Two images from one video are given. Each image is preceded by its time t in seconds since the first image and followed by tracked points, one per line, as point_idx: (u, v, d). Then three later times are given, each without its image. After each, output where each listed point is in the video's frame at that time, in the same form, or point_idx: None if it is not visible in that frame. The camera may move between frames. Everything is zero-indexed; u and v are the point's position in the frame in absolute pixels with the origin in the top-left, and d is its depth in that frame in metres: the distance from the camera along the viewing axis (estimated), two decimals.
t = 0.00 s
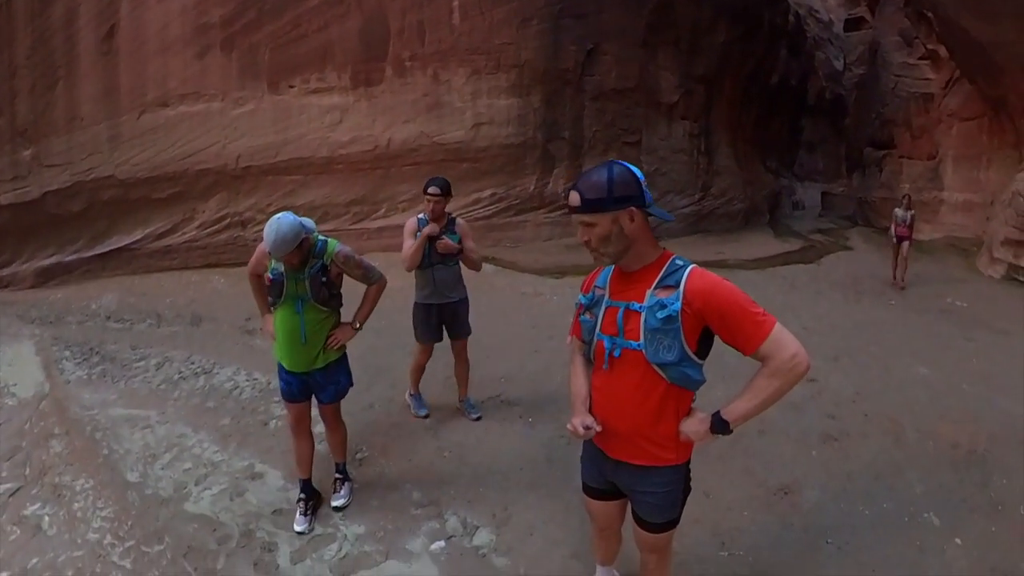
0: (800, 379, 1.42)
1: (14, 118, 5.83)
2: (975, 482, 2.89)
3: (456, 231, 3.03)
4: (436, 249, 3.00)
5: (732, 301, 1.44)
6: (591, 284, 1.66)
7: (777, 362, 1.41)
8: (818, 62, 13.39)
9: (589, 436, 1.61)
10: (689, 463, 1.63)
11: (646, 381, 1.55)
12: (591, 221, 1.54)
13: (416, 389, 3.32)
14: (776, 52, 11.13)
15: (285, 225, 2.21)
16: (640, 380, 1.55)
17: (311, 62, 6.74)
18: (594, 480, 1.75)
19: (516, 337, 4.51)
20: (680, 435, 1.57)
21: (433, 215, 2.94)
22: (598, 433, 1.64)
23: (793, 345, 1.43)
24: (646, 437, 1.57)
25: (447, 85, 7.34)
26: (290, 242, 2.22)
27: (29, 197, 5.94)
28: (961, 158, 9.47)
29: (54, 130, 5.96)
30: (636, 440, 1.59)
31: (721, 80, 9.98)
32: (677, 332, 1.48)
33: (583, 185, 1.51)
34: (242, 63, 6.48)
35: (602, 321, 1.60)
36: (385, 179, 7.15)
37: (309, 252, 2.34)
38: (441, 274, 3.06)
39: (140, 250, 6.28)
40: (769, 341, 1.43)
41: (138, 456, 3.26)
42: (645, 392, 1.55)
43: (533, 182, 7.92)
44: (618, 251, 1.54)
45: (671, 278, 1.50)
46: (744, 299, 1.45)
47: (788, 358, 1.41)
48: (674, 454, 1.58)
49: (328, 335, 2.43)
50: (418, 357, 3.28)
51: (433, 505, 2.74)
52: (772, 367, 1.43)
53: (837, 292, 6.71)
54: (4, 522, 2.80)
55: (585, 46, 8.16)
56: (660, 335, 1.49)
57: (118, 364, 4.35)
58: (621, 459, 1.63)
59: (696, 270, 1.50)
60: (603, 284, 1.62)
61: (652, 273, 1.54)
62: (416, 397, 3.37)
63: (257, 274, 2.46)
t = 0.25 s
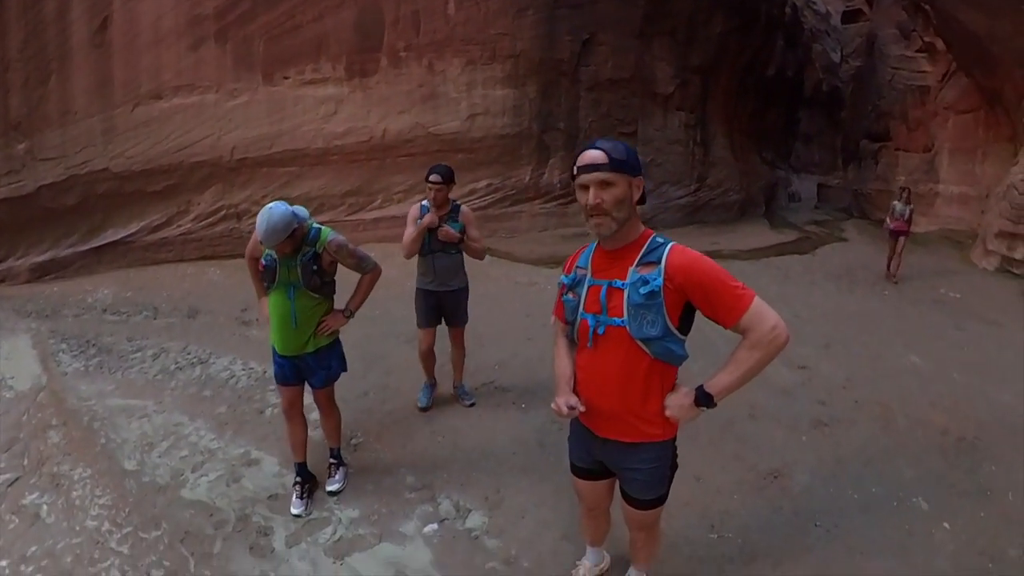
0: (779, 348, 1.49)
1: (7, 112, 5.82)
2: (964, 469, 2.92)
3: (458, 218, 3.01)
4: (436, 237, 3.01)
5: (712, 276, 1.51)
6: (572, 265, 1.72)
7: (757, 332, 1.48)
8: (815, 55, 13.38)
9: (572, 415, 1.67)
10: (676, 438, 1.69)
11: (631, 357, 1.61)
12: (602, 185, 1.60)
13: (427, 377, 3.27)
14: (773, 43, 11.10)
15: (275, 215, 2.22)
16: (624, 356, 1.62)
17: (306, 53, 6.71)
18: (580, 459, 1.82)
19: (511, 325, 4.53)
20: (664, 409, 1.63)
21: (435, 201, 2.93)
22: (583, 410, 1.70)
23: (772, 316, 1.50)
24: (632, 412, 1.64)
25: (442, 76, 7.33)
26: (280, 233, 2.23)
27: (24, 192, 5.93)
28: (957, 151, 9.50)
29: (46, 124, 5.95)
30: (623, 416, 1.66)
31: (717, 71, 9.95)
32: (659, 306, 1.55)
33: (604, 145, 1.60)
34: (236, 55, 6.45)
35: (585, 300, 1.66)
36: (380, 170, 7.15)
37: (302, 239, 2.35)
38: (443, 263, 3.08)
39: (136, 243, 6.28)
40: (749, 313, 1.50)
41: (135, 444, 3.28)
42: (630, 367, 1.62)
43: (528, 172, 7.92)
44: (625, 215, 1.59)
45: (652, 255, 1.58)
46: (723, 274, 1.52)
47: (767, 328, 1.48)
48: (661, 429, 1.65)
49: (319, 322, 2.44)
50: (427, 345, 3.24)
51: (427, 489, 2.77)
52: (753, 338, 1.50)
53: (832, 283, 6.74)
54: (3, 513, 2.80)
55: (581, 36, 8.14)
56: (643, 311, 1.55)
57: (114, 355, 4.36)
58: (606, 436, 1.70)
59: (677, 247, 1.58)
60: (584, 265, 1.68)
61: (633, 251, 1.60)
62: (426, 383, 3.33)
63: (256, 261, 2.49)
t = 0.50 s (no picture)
0: (754, 333, 1.54)
1: None
2: (951, 460, 2.95)
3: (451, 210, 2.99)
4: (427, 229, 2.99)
5: (688, 264, 1.55)
6: (547, 257, 1.74)
7: (732, 318, 1.53)
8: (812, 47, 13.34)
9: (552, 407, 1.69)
10: (654, 425, 1.74)
11: (609, 346, 1.65)
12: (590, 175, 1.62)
13: (434, 387, 3.13)
14: (770, 35, 11.06)
15: (268, 208, 2.23)
16: (603, 345, 1.65)
17: (299, 45, 6.69)
18: (561, 450, 1.85)
19: (503, 316, 4.55)
20: (643, 397, 1.67)
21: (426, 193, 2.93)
22: (562, 401, 1.73)
23: (746, 302, 1.55)
24: (612, 401, 1.67)
25: (437, 67, 7.31)
26: (272, 226, 2.24)
27: (16, 187, 5.89)
28: (952, 144, 9.55)
29: (38, 119, 5.91)
30: (602, 405, 1.69)
31: (714, 63, 9.86)
32: (637, 295, 1.59)
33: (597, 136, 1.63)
34: (229, 47, 6.43)
35: (562, 292, 1.68)
36: (374, 162, 7.16)
37: (292, 233, 2.36)
38: (433, 257, 2.99)
39: (130, 237, 6.28)
40: (725, 299, 1.54)
41: (130, 436, 3.30)
42: (609, 357, 1.65)
43: (523, 164, 7.92)
44: (611, 207, 1.62)
45: (628, 245, 1.61)
46: (698, 262, 1.56)
47: (742, 313, 1.53)
48: (640, 417, 1.69)
49: (310, 312, 2.46)
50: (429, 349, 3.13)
51: (415, 478, 2.80)
52: (728, 323, 1.54)
53: (824, 275, 6.78)
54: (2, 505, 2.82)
55: (576, 27, 8.12)
56: (622, 301, 1.59)
57: (109, 349, 4.38)
58: (587, 426, 1.73)
59: (652, 237, 1.62)
60: (559, 256, 1.70)
61: (610, 241, 1.64)
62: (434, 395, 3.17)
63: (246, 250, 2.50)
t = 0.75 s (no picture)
0: (727, 327, 1.64)
1: None
2: (933, 455, 2.92)
3: (437, 208, 2.92)
4: (413, 229, 2.92)
5: (662, 263, 1.64)
6: (521, 257, 1.79)
7: (706, 315, 1.63)
8: (808, 39, 13.32)
9: (529, 406, 1.75)
10: (629, 418, 1.82)
11: (587, 343, 1.73)
12: (567, 176, 1.69)
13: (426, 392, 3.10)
14: (766, 28, 11.02)
15: (259, 205, 2.24)
16: (580, 343, 1.73)
17: (293, 37, 6.68)
18: (539, 446, 1.92)
19: (494, 309, 4.57)
20: (619, 392, 1.76)
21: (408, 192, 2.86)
22: (539, 398, 1.79)
23: (717, 298, 1.65)
24: (590, 397, 1.75)
25: (430, 59, 7.30)
26: (264, 222, 2.26)
27: (10, 183, 5.89)
28: (947, 138, 9.61)
29: (30, 115, 5.89)
30: (580, 401, 1.76)
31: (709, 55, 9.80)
32: (614, 294, 1.67)
33: (573, 137, 1.69)
34: (222, 40, 6.42)
35: (538, 292, 1.74)
36: (368, 155, 7.16)
37: (282, 229, 2.37)
38: (421, 258, 2.95)
39: (125, 231, 6.29)
40: (699, 296, 1.64)
41: (125, 432, 3.31)
42: (587, 354, 1.73)
43: (517, 157, 7.92)
44: (588, 207, 1.69)
45: (604, 245, 1.69)
46: (672, 261, 1.65)
47: (715, 309, 1.63)
48: (617, 411, 1.77)
49: (300, 307, 2.48)
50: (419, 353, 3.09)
51: (403, 470, 2.83)
52: (702, 319, 1.63)
53: (817, 267, 6.81)
54: None
55: (570, 19, 8.11)
56: (599, 300, 1.67)
57: (104, 345, 4.40)
58: (564, 422, 1.81)
59: (625, 237, 1.70)
60: (534, 256, 1.76)
61: (585, 242, 1.71)
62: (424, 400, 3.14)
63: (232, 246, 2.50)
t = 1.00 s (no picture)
0: (706, 321, 1.65)
1: None
2: (921, 449, 2.94)
3: (418, 201, 2.84)
4: (396, 225, 2.84)
5: (641, 260, 1.66)
6: (502, 254, 1.81)
7: (685, 309, 1.64)
8: (805, 31, 13.27)
9: (511, 401, 1.79)
10: (611, 412, 1.85)
11: (569, 340, 1.75)
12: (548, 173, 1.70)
13: (415, 389, 3.11)
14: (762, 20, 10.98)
15: (253, 203, 2.24)
16: (562, 339, 1.76)
17: (285, 29, 6.64)
18: (523, 441, 1.95)
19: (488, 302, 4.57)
20: (601, 386, 1.79)
21: (387, 187, 2.77)
22: (521, 394, 1.82)
23: (697, 292, 1.66)
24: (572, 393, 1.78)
25: (424, 51, 7.27)
26: (259, 219, 2.26)
27: (3, 179, 6.01)
28: (944, 132, 9.62)
29: (23, 111, 6.01)
30: (563, 396, 1.79)
31: (704, 47, 9.74)
32: (594, 291, 1.69)
33: (553, 135, 1.70)
34: (215, 33, 6.39)
35: (519, 289, 1.77)
36: (363, 148, 7.14)
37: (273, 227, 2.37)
38: (406, 255, 2.87)
39: (119, 226, 6.32)
40: (678, 290, 1.65)
41: (120, 427, 3.31)
42: (569, 350, 1.76)
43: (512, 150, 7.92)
44: (569, 204, 1.71)
45: (584, 242, 1.71)
46: (652, 257, 1.67)
47: (694, 303, 1.64)
48: (599, 406, 1.80)
49: (290, 302, 2.48)
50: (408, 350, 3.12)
51: (393, 463, 2.85)
52: (682, 313, 1.65)
53: (810, 261, 6.83)
54: None
55: (565, 11, 8.07)
56: (580, 297, 1.69)
57: (98, 340, 4.41)
58: (547, 417, 1.84)
59: (606, 234, 1.72)
60: (514, 253, 1.78)
61: (565, 239, 1.73)
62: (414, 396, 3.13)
63: (217, 244, 2.49)
